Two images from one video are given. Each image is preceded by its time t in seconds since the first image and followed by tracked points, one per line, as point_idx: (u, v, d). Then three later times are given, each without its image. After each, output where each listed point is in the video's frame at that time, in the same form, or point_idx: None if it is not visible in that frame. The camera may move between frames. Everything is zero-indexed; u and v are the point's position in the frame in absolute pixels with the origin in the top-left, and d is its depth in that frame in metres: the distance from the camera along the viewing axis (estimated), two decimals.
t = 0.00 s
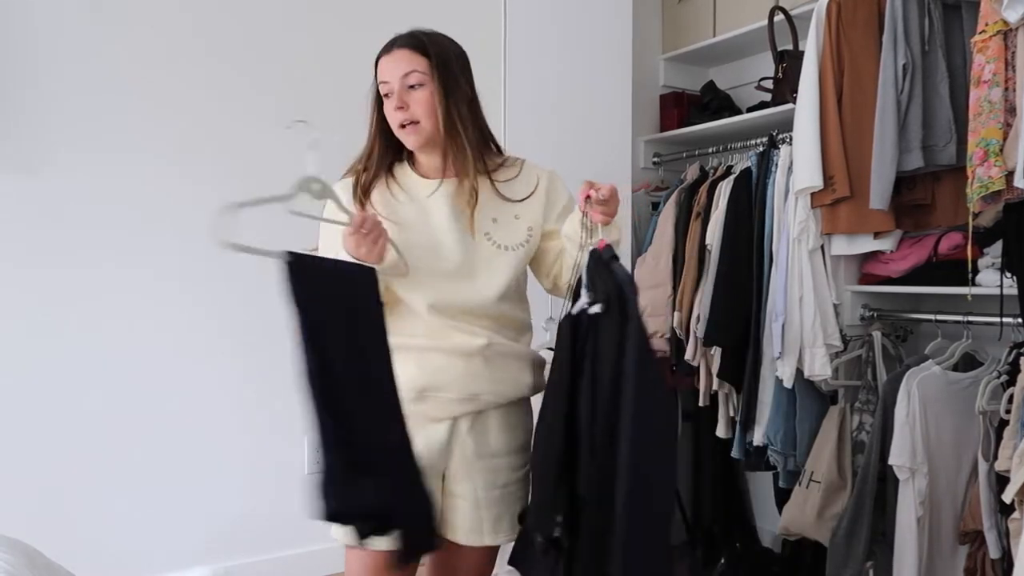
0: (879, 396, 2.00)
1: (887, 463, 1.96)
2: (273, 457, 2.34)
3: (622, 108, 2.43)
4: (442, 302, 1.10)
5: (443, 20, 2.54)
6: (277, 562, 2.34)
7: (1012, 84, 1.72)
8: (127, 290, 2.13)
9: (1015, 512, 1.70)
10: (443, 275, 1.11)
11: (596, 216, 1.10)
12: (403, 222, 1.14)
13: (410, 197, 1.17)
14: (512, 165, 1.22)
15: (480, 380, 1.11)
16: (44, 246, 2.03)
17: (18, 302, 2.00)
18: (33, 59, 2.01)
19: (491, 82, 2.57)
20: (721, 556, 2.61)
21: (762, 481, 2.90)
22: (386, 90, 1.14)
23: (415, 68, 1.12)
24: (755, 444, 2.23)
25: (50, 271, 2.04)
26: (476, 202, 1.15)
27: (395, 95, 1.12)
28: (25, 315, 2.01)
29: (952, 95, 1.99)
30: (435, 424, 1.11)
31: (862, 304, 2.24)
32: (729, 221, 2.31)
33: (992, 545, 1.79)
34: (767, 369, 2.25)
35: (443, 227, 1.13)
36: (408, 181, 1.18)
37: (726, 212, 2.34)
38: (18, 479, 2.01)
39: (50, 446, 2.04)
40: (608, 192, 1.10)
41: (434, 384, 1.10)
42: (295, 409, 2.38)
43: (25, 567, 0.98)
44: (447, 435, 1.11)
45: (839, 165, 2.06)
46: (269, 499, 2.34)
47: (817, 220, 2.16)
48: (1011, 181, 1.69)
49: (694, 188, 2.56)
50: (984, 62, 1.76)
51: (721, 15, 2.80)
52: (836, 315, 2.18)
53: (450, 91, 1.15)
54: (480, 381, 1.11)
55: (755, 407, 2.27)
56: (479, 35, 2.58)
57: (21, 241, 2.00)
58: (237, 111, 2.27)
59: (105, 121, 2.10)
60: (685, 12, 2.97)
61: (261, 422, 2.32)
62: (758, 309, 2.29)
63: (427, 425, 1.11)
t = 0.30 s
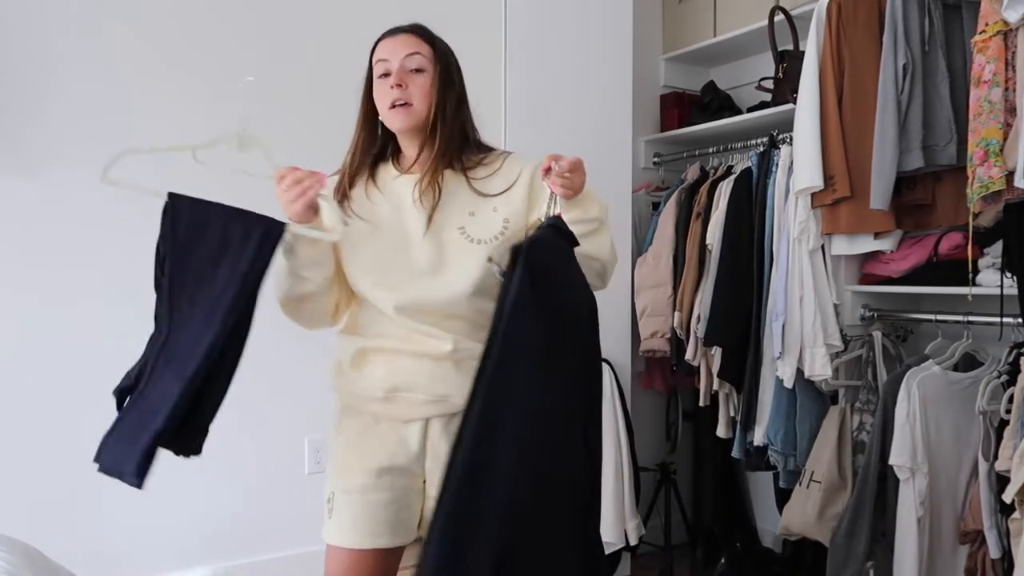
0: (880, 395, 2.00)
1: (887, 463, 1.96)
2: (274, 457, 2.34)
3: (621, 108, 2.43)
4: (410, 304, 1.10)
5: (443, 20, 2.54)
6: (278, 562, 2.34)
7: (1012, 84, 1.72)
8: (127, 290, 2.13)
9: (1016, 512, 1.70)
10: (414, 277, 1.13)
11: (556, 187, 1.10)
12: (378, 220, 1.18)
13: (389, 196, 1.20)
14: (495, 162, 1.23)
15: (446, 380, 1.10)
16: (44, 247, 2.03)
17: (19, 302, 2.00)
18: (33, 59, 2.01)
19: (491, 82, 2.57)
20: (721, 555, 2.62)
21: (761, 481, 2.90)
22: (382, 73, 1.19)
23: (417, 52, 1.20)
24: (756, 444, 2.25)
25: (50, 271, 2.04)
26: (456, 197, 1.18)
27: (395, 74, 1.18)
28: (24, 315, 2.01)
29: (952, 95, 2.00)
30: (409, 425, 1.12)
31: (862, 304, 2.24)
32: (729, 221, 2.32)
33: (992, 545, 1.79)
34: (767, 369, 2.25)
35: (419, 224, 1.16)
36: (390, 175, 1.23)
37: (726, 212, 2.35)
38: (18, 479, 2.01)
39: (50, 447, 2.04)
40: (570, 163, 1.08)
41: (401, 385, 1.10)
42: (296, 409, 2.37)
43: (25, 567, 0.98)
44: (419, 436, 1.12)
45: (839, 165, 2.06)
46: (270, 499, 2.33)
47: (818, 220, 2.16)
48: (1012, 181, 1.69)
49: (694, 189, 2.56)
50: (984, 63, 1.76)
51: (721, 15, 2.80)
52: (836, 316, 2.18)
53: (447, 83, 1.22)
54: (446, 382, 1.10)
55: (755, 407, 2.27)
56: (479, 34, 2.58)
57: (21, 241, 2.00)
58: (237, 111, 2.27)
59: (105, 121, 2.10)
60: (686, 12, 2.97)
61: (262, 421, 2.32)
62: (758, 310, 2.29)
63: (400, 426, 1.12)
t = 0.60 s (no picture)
0: (880, 395, 2.00)
1: (888, 463, 1.96)
2: (275, 457, 2.34)
3: (622, 108, 2.43)
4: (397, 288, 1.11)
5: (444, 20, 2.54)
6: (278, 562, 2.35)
7: (1012, 84, 1.72)
8: (127, 291, 2.13)
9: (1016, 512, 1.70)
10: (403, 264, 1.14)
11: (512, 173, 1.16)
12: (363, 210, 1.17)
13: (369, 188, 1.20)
14: (473, 163, 1.27)
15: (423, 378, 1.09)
16: (44, 248, 2.03)
17: (19, 302, 2.01)
18: (33, 60, 2.01)
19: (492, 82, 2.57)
20: (721, 555, 2.62)
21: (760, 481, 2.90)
22: (382, 77, 1.17)
23: (423, 60, 1.19)
24: (756, 444, 2.25)
25: (50, 271, 2.04)
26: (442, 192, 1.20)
27: (403, 80, 1.17)
28: (25, 314, 2.01)
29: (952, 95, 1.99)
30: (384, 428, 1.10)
31: (862, 304, 2.24)
32: (730, 222, 2.32)
33: (993, 545, 1.79)
34: (767, 369, 2.25)
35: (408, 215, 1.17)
36: (373, 172, 1.22)
37: (726, 211, 2.35)
38: (18, 479, 2.01)
39: (50, 446, 2.04)
40: (525, 145, 1.15)
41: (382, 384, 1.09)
42: (296, 410, 2.37)
43: (26, 568, 0.98)
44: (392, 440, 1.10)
45: (839, 165, 2.06)
46: (270, 500, 2.33)
47: (818, 220, 2.16)
48: (1012, 181, 1.69)
49: (694, 189, 2.56)
50: (984, 63, 1.76)
51: (721, 15, 2.80)
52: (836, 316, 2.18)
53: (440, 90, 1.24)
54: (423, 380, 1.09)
55: (756, 408, 2.27)
56: (479, 34, 2.58)
57: (21, 242, 2.00)
58: (236, 111, 2.27)
59: (105, 122, 2.10)
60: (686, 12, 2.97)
61: (262, 421, 2.32)
62: (758, 309, 2.29)
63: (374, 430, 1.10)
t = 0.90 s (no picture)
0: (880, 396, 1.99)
1: (888, 463, 1.96)
2: (275, 458, 2.34)
3: (622, 108, 2.43)
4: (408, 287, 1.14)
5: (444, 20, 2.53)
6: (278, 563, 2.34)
7: (1013, 84, 1.72)
8: (127, 291, 2.13)
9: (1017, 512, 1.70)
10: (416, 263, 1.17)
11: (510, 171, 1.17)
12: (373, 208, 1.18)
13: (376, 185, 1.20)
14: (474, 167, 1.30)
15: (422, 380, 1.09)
16: (44, 248, 2.03)
17: (19, 302, 2.00)
18: (33, 59, 2.01)
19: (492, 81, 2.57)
20: (721, 555, 2.62)
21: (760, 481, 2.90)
22: (390, 81, 1.17)
23: (430, 64, 1.19)
24: (757, 444, 2.25)
25: (49, 271, 2.03)
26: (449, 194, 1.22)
27: (410, 84, 1.17)
28: (24, 314, 2.01)
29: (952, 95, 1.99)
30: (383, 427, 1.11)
31: (863, 304, 2.24)
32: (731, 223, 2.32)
33: (993, 545, 1.79)
34: (767, 369, 2.25)
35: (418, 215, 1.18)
36: (380, 175, 1.22)
37: (727, 212, 2.35)
38: (17, 478, 2.01)
39: (50, 446, 2.04)
40: (522, 143, 1.17)
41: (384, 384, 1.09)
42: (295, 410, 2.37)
43: (26, 568, 0.98)
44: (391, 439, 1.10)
45: (840, 165, 2.06)
46: (270, 500, 2.33)
47: (818, 220, 2.16)
48: (1013, 181, 1.69)
49: (695, 188, 2.56)
50: (985, 62, 1.76)
51: (722, 15, 2.80)
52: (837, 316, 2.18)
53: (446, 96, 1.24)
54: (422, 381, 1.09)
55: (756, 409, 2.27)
56: (479, 34, 2.57)
57: (21, 242, 2.00)
58: (235, 111, 2.26)
59: (105, 121, 2.09)
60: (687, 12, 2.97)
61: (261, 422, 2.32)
62: (758, 309, 2.29)
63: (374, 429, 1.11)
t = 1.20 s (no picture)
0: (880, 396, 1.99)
1: (888, 463, 1.95)
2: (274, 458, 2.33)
3: (622, 108, 2.43)
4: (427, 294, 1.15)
5: (445, 20, 2.53)
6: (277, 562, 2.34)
7: (1013, 84, 1.72)
8: (127, 290, 2.13)
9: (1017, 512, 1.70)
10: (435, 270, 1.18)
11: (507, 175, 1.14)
12: (389, 215, 1.19)
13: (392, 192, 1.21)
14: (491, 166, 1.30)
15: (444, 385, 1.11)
16: (44, 247, 2.03)
17: (20, 301, 2.00)
18: (32, 58, 2.01)
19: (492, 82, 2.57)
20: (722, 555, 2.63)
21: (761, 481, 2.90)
22: (400, 83, 1.17)
23: (440, 65, 1.19)
24: (757, 444, 2.25)
25: (49, 271, 2.03)
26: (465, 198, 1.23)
27: (419, 85, 1.17)
28: (24, 314, 2.01)
29: (953, 95, 1.99)
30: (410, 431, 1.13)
31: (863, 305, 2.24)
32: (731, 223, 2.32)
33: (994, 545, 1.79)
34: (767, 369, 2.25)
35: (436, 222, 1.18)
36: (397, 179, 1.22)
37: (727, 212, 2.35)
38: (18, 479, 2.01)
39: (50, 447, 2.04)
40: (519, 150, 1.14)
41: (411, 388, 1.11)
42: (294, 410, 2.37)
43: (28, 569, 0.98)
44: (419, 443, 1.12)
45: (841, 165, 2.06)
46: (269, 500, 2.33)
47: (818, 220, 2.16)
48: (1014, 181, 1.69)
49: (695, 188, 2.56)
50: (985, 63, 1.76)
51: (722, 15, 2.80)
52: (838, 315, 2.18)
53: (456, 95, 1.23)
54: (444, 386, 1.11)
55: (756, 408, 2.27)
56: (479, 34, 2.58)
57: (21, 242, 2.00)
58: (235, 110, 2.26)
59: (104, 121, 2.09)
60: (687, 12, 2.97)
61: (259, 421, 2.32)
62: (758, 310, 2.29)
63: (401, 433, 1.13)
